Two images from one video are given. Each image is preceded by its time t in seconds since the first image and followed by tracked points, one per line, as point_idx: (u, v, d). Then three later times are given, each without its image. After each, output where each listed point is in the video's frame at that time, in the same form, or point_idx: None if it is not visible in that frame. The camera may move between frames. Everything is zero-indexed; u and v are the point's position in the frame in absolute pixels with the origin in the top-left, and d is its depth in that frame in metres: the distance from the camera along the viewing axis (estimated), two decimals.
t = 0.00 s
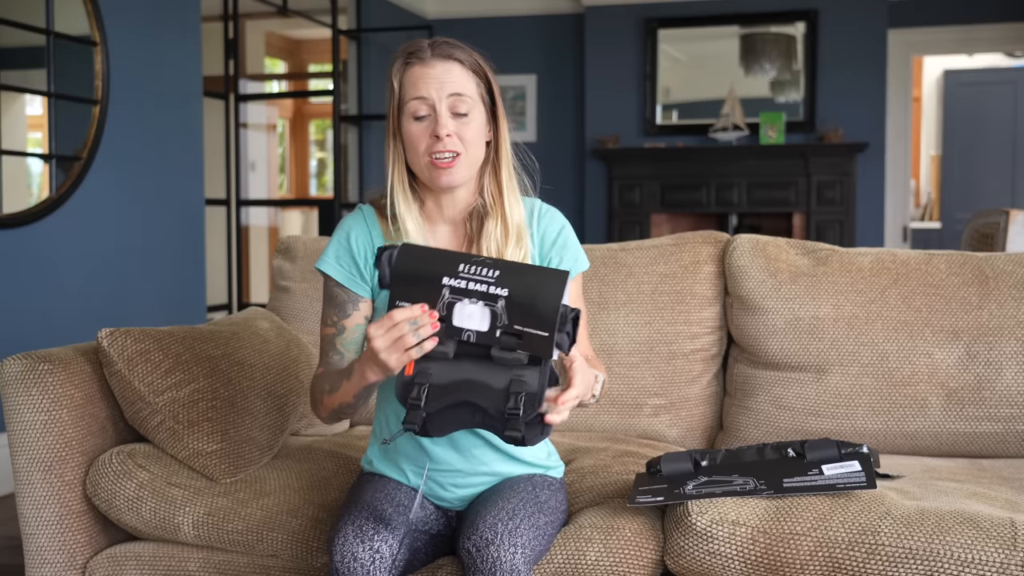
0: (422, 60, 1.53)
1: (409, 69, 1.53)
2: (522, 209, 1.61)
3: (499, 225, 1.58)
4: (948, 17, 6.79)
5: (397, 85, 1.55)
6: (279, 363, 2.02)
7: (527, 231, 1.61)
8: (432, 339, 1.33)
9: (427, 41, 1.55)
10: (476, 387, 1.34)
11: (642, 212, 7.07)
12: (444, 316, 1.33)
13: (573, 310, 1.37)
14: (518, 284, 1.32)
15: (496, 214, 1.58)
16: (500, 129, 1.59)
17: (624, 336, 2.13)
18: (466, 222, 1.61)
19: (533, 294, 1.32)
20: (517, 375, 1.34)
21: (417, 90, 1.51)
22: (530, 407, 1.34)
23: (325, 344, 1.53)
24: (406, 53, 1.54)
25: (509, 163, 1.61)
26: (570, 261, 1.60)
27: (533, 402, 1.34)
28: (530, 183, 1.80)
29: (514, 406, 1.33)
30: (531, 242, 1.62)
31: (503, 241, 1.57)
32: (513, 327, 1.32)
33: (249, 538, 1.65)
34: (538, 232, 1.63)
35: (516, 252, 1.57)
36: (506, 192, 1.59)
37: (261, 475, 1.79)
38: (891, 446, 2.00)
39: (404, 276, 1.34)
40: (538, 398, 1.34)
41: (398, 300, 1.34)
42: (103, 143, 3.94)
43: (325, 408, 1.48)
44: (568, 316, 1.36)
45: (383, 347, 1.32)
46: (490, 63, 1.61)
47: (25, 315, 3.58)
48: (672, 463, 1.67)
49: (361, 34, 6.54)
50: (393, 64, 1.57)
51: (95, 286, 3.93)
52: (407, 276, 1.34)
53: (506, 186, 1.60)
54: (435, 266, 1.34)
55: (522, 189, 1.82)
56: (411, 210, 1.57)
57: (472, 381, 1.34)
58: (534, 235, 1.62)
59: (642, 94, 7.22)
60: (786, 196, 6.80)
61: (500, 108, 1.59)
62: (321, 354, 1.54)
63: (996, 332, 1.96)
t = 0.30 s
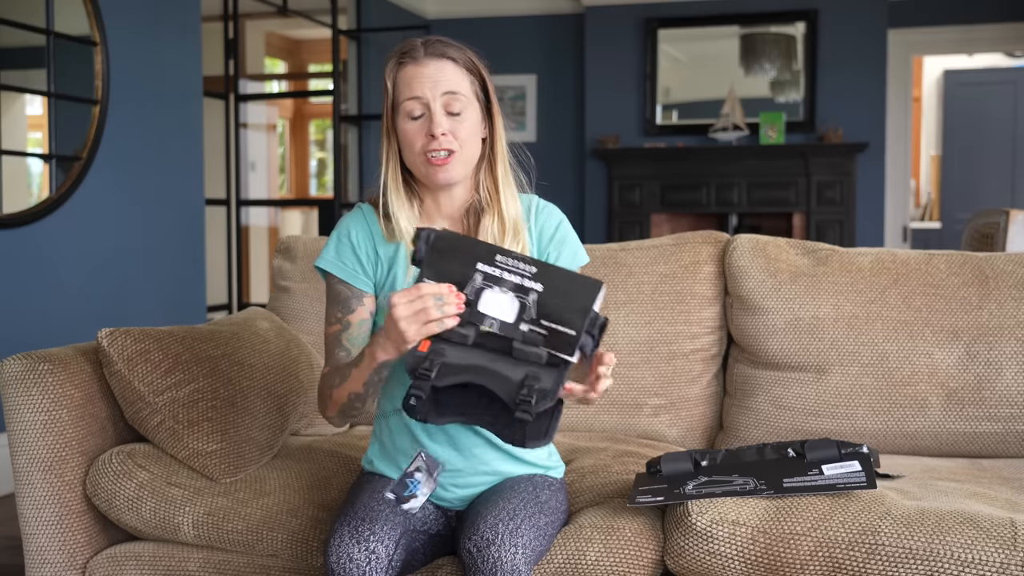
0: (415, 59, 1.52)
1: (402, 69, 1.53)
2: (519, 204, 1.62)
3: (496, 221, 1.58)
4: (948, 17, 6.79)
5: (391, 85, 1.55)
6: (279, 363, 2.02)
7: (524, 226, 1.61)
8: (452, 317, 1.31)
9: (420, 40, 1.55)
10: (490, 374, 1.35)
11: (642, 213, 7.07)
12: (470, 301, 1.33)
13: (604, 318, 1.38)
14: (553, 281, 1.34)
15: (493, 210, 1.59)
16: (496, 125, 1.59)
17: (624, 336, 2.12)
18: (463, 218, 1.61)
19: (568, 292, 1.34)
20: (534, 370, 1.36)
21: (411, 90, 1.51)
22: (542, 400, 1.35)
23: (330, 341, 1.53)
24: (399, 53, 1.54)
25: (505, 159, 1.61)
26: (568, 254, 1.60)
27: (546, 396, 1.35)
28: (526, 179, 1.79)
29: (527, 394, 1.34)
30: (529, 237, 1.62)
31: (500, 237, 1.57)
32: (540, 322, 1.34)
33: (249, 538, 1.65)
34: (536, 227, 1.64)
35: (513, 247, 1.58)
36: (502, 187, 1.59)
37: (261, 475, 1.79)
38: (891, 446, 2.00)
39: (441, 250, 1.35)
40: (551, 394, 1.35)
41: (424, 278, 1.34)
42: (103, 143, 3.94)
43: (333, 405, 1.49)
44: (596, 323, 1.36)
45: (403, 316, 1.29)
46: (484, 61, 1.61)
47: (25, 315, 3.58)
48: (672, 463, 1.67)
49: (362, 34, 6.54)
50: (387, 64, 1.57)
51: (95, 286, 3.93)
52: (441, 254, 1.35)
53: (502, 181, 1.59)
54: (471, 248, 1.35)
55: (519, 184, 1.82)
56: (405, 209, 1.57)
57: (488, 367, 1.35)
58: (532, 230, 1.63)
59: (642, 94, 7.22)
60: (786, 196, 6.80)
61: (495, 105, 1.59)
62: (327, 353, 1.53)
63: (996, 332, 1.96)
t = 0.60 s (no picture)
0: (410, 58, 1.52)
1: (398, 68, 1.53)
2: (516, 202, 1.62)
3: (494, 219, 1.59)
4: (948, 17, 6.80)
5: (386, 85, 1.55)
6: (278, 363, 2.02)
7: (521, 224, 1.61)
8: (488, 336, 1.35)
9: (415, 39, 1.55)
10: (526, 392, 1.39)
11: (642, 213, 7.07)
12: (508, 318, 1.38)
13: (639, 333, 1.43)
14: (588, 299, 1.39)
15: (491, 209, 1.59)
16: (492, 123, 1.59)
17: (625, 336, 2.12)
18: (460, 217, 1.61)
19: (604, 311, 1.39)
20: (569, 387, 1.41)
21: (408, 88, 1.51)
22: (576, 420, 1.42)
23: (339, 344, 1.51)
24: (394, 52, 1.54)
25: (501, 157, 1.61)
26: (567, 252, 1.60)
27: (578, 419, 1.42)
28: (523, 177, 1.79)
29: (564, 417, 1.39)
30: (527, 235, 1.62)
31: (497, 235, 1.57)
32: (576, 340, 1.39)
33: (249, 538, 1.65)
34: (534, 226, 1.63)
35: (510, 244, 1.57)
36: (499, 186, 1.60)
37: (261, 475, 1.79)
38: (891, 446, 2.00)
39: (475, 263, 1.37)
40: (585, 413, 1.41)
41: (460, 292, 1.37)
42: (103, 143, 3.94)
43: (351, 408, 1.47)
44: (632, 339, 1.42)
45: (440, 332, 1.33)
46: (478, 60, 1.61)
47: (24, 314, 3.58)
48: (672, 463, 1.67)
49: (361, 34, 6.54)
50: (382, 63, 1.56)
51: (94, 286, 3.93)
52: (477, 266, 1.37)
53: (499, 179, 1.60)
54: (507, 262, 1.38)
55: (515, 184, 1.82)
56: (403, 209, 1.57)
57: (526, 384, 1.39)
58: (529, 228, 1.63)
59: (642, 94, 7.22)
60: (786, 196, 6.80)
61: (490, 103, 1.59)
62: (336, 356, 1.52)
63: (996, 332, 1.96)
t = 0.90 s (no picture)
0: (407, 60, 1.52)
1: (394, 70, 1.53)
2: (514, 202, 1.61)
3: (491, 218, 1.57)
4: (948, 17, 6.79)
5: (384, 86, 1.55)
6: (278, 363, 2.02)
7: (519, 224, 1.61)
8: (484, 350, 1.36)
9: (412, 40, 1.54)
10: (525, 403, 1.40)
11: (642, 212, 7.07)
12: (514, 330, 1.38)
13: (648, 344, 1.40)
14: (594, 317, 1.36)
15: (488, 208, 1.58)
16: (489, 123, 1.59)
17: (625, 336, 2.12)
18: (459, 217, 1.61)
19: (610, 328, 1.37)
20: (569, 397, 1.41)
21: (404, 90, 1.51)
22: (579, 429, 1.41)
23: (335, 343, 1.52)
24: (391, 54, 1.54)
25: (499, 157, 1.61)
26: (564, 253, 1.59)
27: (582, 426, 1.41)
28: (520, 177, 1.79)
29: (565, 425, 1.39)
30: (525, 236, 1.61)
31: (494, 235, 1.56)
32: (581, 351, 1.39)
33: (249, 538, 1.65)
34: (531, 227, 1.63)
35: (507, 245, 1.57)
36: (496, 186, 1.59)
37: (261, 475, 1.79)
38: (891, 446, 2.00)
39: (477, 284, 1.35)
40: (586, 424, 1.42)
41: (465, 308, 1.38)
42: (103, 143, 3.94)
43: (348, 408, 1.47)
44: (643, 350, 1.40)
45: (437, 340, 1.34)
46: (477, 60, 1.60)
47: (25, 314, 3.58)
48: (672, 463, 1.68)
49: (362, 34, 6.54)
50: (379, 65, 1.56)
51: (95, 286, 3.93)
52: (478, 288, 1.35)
53: (497, 179, 1.60)
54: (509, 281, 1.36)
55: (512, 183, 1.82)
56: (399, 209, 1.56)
57: (526, 396, 1.40)
58: (527, 228, 1.62)
59: (642, 94, 7.22)
60: (786, 196, 6.80)
61: (489, 104, 1.59)
62: (331, 355, 1.52)
63: (996, 332, 1.96)
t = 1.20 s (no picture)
0: (402, 64, 1.52)
1: (389, 74, 1.53)
2: (512, 203, 1.61)
3: (489, 220, 1.57)
4: (949, 17, 6.79)
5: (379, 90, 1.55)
6: (278, 363, 2.02)
7: (518, 225, 1.60)
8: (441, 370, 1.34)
9: (407, 44, 1.54)
10: (544, 405, 1.39)
11: (642, 212, 7.07)
12: (539, 336, 1.36)
13: (674, 355, 1.37)
14: (621, 329, 1.34)
15: (486, 210, 1.57)
16: (487, 125, 1.59)
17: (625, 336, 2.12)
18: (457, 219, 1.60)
19: (637, 339, 1.34)
20: (588, 403, 1.40)
21: (399, 95, 1.51)
22: (597, 435, 1.40)
23: (324, 345, 1.52)
24: (386, 58, 1.53)
25: (497, 158, 1.61)
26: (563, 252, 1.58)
27: (599, 432, 1.40)
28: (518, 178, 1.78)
29: (584, 430, 1.39)
30: (524, 237, 1.61)
31: (492, 236, 1.56)
32: (605, 359, 1.37)
33: (249, 538, 1.65)
34: (531, 227, 1.63)
35: (505, 246, 1.56)
36: (494, 187, 1.59)
37: (261, 475, 1.79)
38: (891, 446, 2.00)
39: (502, 295, 1.33)
40: (603, 430, 1.40)
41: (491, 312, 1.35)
42: (103, 143, 3.94)
43: (323, 411, 1.47)
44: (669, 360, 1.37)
45: (395, 352, 1.35)
46: (473, 61, 1.60)
47: (25, 313, 3.58)
48: (672, 463, 1.68)
49: (362, 34, 6.54)
50: (375, 69, 1.56)
51: (95, 286, 3.93)
52: (504, 296, 1.33)
53: (495, 180, 1.59)
54: (538, 289, 1.33)
55: (512, 182, 1.81)
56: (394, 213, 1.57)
57: (544, 399, 1.39)
58: (526, 228, 1.62)
59: (642, 94, 7.22)
60: (786, 196, 6.80)
61: (486, 106, 1.58)
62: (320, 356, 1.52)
63: (996, 332, 1.96)
